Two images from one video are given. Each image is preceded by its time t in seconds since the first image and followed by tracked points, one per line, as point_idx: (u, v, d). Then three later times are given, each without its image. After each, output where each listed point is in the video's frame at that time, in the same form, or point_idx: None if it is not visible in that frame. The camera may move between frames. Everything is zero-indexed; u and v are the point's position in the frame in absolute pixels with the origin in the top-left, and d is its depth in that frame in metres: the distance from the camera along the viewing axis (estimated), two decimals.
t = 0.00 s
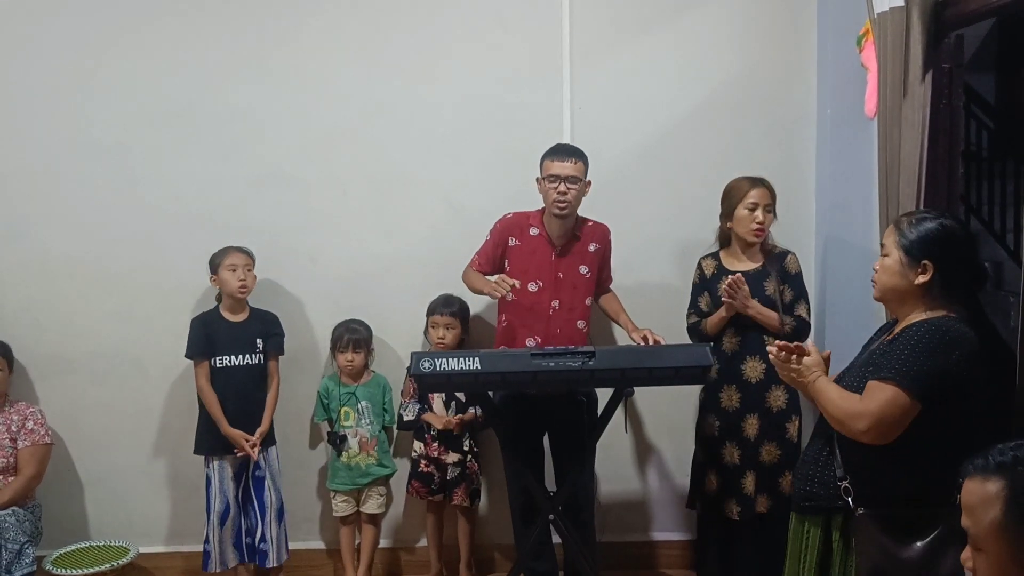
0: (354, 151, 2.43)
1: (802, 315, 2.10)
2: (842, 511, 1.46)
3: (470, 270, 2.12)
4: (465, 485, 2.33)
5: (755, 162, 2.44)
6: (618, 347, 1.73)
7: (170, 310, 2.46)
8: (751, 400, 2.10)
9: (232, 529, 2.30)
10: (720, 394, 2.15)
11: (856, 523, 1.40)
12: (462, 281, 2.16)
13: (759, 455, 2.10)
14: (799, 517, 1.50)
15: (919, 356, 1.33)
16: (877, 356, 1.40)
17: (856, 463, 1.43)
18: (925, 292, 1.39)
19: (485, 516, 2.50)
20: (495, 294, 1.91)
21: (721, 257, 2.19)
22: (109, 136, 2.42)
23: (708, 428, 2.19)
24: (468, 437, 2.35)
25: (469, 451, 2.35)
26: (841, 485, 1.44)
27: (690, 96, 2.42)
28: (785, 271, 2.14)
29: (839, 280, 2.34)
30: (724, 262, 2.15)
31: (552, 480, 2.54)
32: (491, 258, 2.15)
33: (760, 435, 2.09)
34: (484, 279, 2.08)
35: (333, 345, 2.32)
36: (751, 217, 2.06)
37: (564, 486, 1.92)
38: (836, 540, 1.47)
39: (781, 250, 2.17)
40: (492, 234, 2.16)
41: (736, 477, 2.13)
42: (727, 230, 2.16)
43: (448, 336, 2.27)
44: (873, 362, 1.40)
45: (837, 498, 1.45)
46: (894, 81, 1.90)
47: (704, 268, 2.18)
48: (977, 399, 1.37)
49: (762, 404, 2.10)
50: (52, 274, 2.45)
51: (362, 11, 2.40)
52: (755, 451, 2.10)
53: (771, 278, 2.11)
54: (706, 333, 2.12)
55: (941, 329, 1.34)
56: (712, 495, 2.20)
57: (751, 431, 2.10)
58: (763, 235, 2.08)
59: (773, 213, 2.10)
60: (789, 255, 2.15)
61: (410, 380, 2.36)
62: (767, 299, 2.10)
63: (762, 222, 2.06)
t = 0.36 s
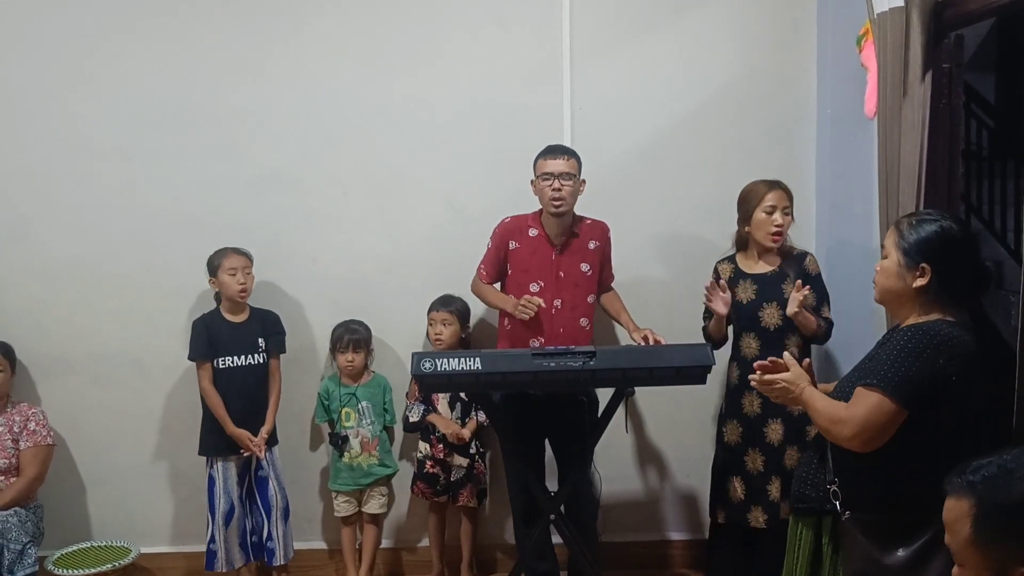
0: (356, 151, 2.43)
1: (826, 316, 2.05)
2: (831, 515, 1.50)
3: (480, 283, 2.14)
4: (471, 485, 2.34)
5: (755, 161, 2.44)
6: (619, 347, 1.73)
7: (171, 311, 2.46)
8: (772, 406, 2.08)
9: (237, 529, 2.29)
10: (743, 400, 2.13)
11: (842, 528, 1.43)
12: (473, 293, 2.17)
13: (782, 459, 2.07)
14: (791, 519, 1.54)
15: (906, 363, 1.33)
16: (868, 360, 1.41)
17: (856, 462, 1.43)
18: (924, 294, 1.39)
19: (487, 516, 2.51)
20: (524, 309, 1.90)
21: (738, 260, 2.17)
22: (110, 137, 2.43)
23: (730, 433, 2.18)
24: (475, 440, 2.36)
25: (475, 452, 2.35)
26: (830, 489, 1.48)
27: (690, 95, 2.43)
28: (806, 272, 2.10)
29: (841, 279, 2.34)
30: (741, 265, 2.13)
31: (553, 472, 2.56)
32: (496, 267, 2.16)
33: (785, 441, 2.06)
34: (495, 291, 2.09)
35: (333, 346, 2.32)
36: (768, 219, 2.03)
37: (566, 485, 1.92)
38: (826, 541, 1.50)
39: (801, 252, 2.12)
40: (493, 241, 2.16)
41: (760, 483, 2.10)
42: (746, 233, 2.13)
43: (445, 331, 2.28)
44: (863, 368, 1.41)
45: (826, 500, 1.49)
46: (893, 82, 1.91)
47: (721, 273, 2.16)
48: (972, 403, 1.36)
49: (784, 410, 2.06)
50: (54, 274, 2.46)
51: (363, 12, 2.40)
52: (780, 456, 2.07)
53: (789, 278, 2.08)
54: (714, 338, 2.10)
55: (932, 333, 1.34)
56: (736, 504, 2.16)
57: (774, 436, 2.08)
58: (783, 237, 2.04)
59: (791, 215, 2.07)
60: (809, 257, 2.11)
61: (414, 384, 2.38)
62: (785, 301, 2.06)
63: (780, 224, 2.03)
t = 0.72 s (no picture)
0: (356, 151, 2.44)
1: (821, 320, 2.02)
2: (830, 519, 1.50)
3: (493, 286, 2.14)
4: (461, 486, 2.34)
5: (756, 161, 2.44)
6: (619, 346, 1.73)
7: (171, 311, 2.46)
8: (766, 403, 2.07)
9: (243, 527, 2.30)
10: (741, 394, 2.15)
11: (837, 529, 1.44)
12: (486, 296, 2.18)
13: (779, 458, 2.05)
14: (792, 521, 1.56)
15: (890, 361, 1.33)
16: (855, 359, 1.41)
17: (855, 459, 1.43)
18: (923, 294, 1.39)
19: (489, 515, 2.51)
20: (535, 303, 1.89)
21: (747, 254, 2.17)
22: (111, 137, 2.43)
23: (729, 426, 2.20)
24: (468, 438, 2.34)
25: (470, 451, 2.34)
26: (828, 491, 1.49)
27: (690, 93, 2.43)
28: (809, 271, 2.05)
29: (842, 278, 2.35)
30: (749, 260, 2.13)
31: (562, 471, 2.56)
32: (507, 270, 2.18)
33: (780, 439, 2.04)
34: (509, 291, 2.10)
35: (326, 348, 2.33)
36: (771, 216, 2.04)
37: (568, 483, 1.90)
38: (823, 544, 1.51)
39: (809, 249, 2.08)
40: (501, 242, 2.18)
41: (755, 478, 2.10)
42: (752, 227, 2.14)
43: (448, 335, 2.28)
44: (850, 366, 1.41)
45: (823, 503, 1.50)
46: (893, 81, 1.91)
47: (730, 266, 2.17)
48: (962, 403, 1.35)
49: (779, 408, 2.05)
50: (55, 274, 2.46)
51: (363, 12, 2.41)
52: (776, 455, 2.05)
53: (791, 277, 2.05)
54: (727, 333, 2.12)
55: (917, 331, 1.34)
56: (739, 493, 2.16)
57: (768, 433, 2.07)
58: (785, 234, 2.04)
59: (798, 213, 2.06)
60: (814, 255, 2.06)
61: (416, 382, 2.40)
62: (784, 300, 2.05)
63: (782, 221, 2.03)
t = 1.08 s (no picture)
0: (356, 151, 2.43)
1: (822, 320, 1.97)
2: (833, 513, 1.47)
3: (517, 290, 2.16)
4: (456, 485, 2.33)
5: (755, 160, 2.44)
6: (618, 345, 1.73)
7: (171, 311, 2.46)
8: (758, 402, 2.07)
9: (251, 527, 2.29)
10: (734, 391, 2.15)
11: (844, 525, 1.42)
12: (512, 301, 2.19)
13: (767, 460, 2.05)
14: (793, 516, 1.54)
15: (900, 362, 1.33)
16: (863, 360, 1.41)
17: (852, 458, 1.43)
18: (927, 295, 1.39)
19: (489, 515, 2.51)
20: (565, 287, 1.91)
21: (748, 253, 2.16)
22: (110, 137, 2.43)
23: (723, 424, 2.19)
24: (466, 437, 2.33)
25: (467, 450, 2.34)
26: (831, 486, 1.46)
27: (691, 93, 2.43)
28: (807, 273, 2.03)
29: (841, 278, 2.35)
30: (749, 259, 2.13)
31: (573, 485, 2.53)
32: (529, 274, 2.19)
33: (768, 438, 2.04)
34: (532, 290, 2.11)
35: (318, 348, 2.32)
36: (764, 212, 2.04)
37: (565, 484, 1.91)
38: (825, 543, 1.48)
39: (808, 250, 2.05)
40: (517, 245, 2.21)
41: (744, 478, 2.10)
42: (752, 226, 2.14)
43: (444, 335, 2.27)
44: (858, 367, 1.41)
45: (827, 499, 1.46)
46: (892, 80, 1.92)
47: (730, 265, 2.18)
48: (967, 402, 1.36)
49: (770, 407, 2.05)
50: (55, 274, 2.45)
51: (364, 13, 2.41)
52: (764, 455, 2.05)
53: (787, 278, 2.04)
54: (721, 332, 2.13)
55: (926, 332, 1.35)
56: (728, 493, 2.17)
57: (758, 433, 2.07)
58: (777, 231, 2.04)
59: (793, 210, 2.04)
60: (813, 255, 2.03)
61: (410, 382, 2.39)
62: (780, 301, 2.04)
63: (773, 217, 2.03)
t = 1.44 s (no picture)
0: (352, 153, 2.43)
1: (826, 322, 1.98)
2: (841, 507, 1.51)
3: (517, 293, 2.15)
4: (463, 486, 2.33)
5: (752, 162, 2.44)
6: (613, 347, 1.72)
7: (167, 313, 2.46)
8: (755, 402, 2.06)
9: (248, 527, 2.30)
10: (729, 394, 2.14)
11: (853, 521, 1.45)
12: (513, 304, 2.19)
13: (764, 460, 2.04)
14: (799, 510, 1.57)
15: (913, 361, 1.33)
16: (874, 359, 1.41)
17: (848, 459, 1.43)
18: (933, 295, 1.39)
19: (485, 515, 2.51)
20: (558, 297, 1.95)
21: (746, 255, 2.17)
22: (105, 139, 2.43)
23: (719, 426, 2.19)
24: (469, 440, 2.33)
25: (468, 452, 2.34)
26: (840, 482, 1.49)
27: (686, 96, 2.42)
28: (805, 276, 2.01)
29: (838, 279, 2.35)
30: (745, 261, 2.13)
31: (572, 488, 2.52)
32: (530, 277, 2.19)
33: (765, 439, 2.04)
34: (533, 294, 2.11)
35: (319, 348, 2.33)
36: (745, 211, 2.06)
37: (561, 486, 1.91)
38: (831, 537, 1.52)
39: (805, 253, 2.04)
40: (517, 248, 2.21)
41: (740, 479, 2.09)
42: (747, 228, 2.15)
43: (440, 335, 2.26)
44: (870, 366, 1.41)
45: (834, 494, 1.50)
46: (888, 79, 1.91)
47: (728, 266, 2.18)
48: (977, 400, 1.37)
49: (767, 408, 2.04)
50: (50, 276, 2.46)
51: (360, 16, 2.41)
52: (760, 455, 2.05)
53: (783, 280, 2.02)
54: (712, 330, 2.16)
55: (937, 332, 1.35)
56: (722, 494, 2.17)
57: (754, 434, 2.06)
58: (758, 229, 2.04)
59: (776, 208, 2.03)
60: (809, 259, 2.02)
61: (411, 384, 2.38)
62: (773, 302, 2.02)
63: (753, 215, 2.04)
